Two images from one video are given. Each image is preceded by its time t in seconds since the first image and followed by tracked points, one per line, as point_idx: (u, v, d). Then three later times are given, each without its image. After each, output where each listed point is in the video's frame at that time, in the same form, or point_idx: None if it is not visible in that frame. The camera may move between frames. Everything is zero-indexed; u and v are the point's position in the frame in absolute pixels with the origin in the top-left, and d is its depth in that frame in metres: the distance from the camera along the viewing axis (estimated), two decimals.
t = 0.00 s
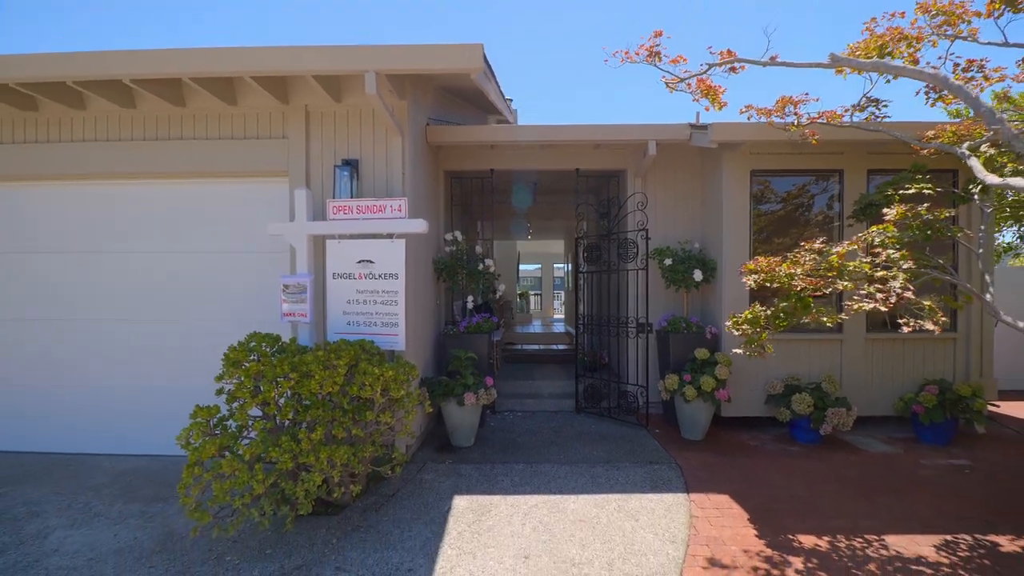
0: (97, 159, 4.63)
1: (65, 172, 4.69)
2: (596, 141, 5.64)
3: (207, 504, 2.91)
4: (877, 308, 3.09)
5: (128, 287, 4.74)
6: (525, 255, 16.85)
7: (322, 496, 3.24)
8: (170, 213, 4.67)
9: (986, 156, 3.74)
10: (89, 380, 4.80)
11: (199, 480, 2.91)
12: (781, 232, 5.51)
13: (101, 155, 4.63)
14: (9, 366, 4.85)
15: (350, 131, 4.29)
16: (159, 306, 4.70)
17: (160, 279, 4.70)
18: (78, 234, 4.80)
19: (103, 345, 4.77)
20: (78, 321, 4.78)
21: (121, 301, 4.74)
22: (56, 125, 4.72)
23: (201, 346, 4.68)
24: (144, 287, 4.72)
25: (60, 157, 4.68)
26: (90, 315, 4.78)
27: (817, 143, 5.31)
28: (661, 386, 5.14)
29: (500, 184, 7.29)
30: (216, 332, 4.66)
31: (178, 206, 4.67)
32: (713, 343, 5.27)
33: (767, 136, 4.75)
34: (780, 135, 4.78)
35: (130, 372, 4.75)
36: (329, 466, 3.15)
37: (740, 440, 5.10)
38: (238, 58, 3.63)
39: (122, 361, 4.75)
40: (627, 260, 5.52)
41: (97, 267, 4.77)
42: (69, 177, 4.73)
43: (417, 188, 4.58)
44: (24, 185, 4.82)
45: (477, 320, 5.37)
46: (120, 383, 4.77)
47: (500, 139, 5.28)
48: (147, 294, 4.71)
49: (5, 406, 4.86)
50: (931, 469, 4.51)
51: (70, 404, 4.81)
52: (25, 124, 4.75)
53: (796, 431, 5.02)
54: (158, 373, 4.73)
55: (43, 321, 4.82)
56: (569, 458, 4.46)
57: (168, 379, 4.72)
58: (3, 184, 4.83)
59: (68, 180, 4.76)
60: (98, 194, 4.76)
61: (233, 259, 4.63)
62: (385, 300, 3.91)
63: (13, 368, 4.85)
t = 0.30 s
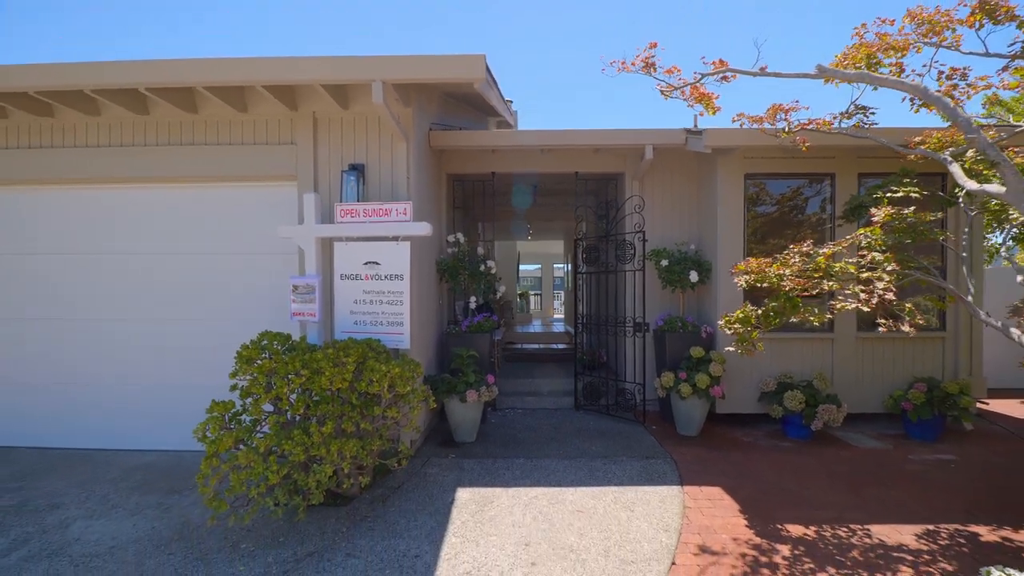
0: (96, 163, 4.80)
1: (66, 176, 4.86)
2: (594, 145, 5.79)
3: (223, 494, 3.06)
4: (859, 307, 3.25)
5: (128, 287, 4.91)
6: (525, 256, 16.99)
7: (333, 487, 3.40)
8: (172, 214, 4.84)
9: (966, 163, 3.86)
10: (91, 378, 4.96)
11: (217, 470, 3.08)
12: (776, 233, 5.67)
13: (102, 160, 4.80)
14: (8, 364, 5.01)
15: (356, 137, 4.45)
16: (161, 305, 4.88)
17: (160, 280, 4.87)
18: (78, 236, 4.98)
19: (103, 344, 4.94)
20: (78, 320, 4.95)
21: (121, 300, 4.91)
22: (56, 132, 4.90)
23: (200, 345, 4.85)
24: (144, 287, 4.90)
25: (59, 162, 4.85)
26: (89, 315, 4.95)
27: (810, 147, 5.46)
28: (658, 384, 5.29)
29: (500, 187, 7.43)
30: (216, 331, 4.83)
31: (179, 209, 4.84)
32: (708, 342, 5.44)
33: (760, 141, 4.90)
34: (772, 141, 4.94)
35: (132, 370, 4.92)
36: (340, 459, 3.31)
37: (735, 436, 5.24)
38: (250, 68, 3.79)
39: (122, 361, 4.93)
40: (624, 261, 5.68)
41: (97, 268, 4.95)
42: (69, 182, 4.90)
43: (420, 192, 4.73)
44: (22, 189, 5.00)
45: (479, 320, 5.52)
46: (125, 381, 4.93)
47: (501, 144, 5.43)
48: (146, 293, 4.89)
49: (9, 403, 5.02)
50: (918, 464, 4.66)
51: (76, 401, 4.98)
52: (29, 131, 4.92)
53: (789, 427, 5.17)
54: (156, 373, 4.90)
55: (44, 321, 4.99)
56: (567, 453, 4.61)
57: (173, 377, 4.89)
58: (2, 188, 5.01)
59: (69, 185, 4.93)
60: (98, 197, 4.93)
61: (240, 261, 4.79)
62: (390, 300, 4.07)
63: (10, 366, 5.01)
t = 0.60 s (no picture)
0: (96, 168, 4.97)
1: (67, 179, 5.02)
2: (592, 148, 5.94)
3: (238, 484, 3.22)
4: (844, 305, 3.42)
5: (128, 287, 5.07)
6: (525, 256, 17.14)
7: (342, 478, 3.56)
8: (175, 216, 5.00)
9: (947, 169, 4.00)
10: (91, 376, 5.11)
11: (232, 461, 3.25)
12: (771, 234, 5.81)
13: (103, 164, 4.96)
14: (8, 362, 5.16)
15: (362, 141, 4.60)
16: (163, 305, 5.03)
17: (159, 280, 5.03)
18: (77, 236, 5.13)
19: (103, 343, 5.10)
20: (78, 319, 5.11)
21: (121, 300, 5.07)
22: (55, 137, 5.06)
23: (200, 343, 5.00)
24: (144, 286, 5.05)
25: (63, 166, 5.01)
26: (89, 314, 5.10)
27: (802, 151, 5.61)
28: (654, 381, 5.43)
29: (501, 189, 7.58)
30: (216, 330, 4.98)
31: (183, 211, 4.99)
32: (703, 341, 5.59)
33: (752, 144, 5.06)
34: (765, 145, 5.09)
35: (134, 368, 5.07)
36: (348, 451, 3.47)
37: (729, 432, 5.39)
38: (259, 77, 3.94)
39: (122, 360, 5.08)
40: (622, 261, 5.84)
41: (97, 268, 5.10)
42: (70, 186, 5.06)
43: (424, 195, 4.88)
44: (24, 191, 5.14)
45: (480, 318, 5.67)
46: (129, 378, 5.08)
47: (501, 148, 5.58)
48: (146, 292, 5.05)
49: (13, 400, 5.17)
50: (906, 458, 4.81)
51: (80, 398, 5.13)
52: (31, 135, 5.08)
53: (782, 423, 5.32)
54: (159, 371, 5.05)
55: (44, 320, 5.14)
56: (566, 447, 4.76)
57: (177, 375, 5.03)
58: (1, 191, 5.15)
59: (69, 188, 5.08)
60: (99, 200, 5.07)
61: (245, 261, 4.94)
62: (395, 300, 4.22)
63: (9, 363, 5.16)
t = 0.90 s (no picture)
0: (98, 172, 5.13)
1: (73, 182, 5.17)
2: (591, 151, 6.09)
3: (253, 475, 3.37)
4: (831, 302, 3.58)
5: (128, 287, 5.22)
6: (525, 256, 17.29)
7: (352, 470, 3.72)
8: (178, 217, 5.15)
9: (931, 173, 4.15)
10: (92, 374, 5.27)
11: (247, 452, 3.42)
12: (766, 235, 5.96)
13: (104, 168, 5.11)
14: (8, 361, 5.32)
15: (369, 145, 4.75)
16: (167, 304, 5.18)
17: (159, 280, 5.18)
18: (77, 237, 5.28)
19: (103, 343, 5.25)
20: (78, 319, 5.26)
21: (121, 300, 5.22)
22: (62, 141, 5.21)
23: (200, 342, 5.15)
24: (142, 286, 5.21)
25: (72, 169, 5.15)
26: (89, 314, 5.25)
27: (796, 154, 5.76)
28: (652, 377, 5.59)
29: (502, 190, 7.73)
30: (217, 329, 5.13)
31: (191, 212, 5.14)
32: (699, 339, 5.74)
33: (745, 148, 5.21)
34: (758, 149, 5.23)
35: (138, 365, 5.22)
36: (358, 443, 3.62)
37: (724, 427, 5.55)
38: (268, 83, 4.08)
39: (121, 359, 5.24)
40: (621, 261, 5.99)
41: (96, 268, 5.25)
42: (70, 188, 5.21)
43: (428, 198, 5.03)
44: (22, 194, 5.30)
45: (483, 317, 5.82)
46: (135, 375, 5.22)
47: (502, 151, 5.73)
48: (145, 292, 5.20)
49: (14, 397, 5.32)
50: (896, 452, 4.96)
51: (88, 395, 5.28)
52: (35, 140, 5.24)
53: (776, 419, 5.46)
54: (167, 368, 5.20)
55: (44, 319, 5.28)
56: (566, 442, 4.91)
57: (183, 371, 5.18)
58: None
59: (74, 190, 5.23)
60: (95, 201, 5.23)
61: (251, 261, 5.09)
62: (401, 299, 4.37)
63: (10, 363, 5.32)
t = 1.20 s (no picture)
0: (104, 175, 5.28)
1: (81, 185, 5.32)
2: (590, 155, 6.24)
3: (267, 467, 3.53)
4: (820, 302, 3.72)
5: (128, 287, 5.37)
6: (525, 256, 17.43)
7: (360, 463, 3.87)
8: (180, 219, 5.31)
9: (917, 178, 4.30)
10: (94, 371, 5.41)
11: (261, 445, 3.57)
12: (762, 237, 6.12)
13: (107, 172, 5.28)
14: (9, 360, 5.47)
15: (375, 150, 4.91)
16: (170, 304, 5.32)
17: (159, 280, 5.34)
18: (77, 238, 5.44)
19: (102, 342, 5.40)
20: (78, 318, 5.41)
21: (121, 300, 5.37)
22: (74, 145, 5.36)
23: (200, 341, 5.31)
24: (142, 286, 5.36)
25: (78, 172, 5.31)
26: (89, 313, 5.40)
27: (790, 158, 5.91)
28: (649, 375, 5.74)
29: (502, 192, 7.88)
30: (226, 327, 5.29)
31: (199, 215, 5.29)
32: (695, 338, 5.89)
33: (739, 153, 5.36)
34: (752, 153, 5.39)
35: (141, 363, 5.37)
36: (367, 437, 3.78)
37: (720, 424, 5.70)
38: (276, 91, 4.23)
39: (122, 357, 5.38)
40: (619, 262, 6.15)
41: (96, 268, 5.40)
42: (75, 191, 5.36)
43: (432, 201, 5.19)
44: (23, 197, 5.45)
45: (484, 317, 5.97)
46: (143, 373, 5.37)
47: (503, 155, 5.89)
48: (146, 292, 5.35)
49: (15, 394, 5.48)
50: (886, 448, 5.10)
51: (95, 391, 5.43)
52: (46, 144, 5.39)
53: (770, 416, 5.61)
54: (175, 366, 5.34)
55: (45, 319, 5.44)
56: (566, 438, 5.06)
57: (189, 369, 5.33)
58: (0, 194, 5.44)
59: (81, 193, 5.38)
60: (96, 203, 5.39)
61: (257, 262, 5.24)
62: (406, 299, 4.52)
63: (10, 362, 5.47)
